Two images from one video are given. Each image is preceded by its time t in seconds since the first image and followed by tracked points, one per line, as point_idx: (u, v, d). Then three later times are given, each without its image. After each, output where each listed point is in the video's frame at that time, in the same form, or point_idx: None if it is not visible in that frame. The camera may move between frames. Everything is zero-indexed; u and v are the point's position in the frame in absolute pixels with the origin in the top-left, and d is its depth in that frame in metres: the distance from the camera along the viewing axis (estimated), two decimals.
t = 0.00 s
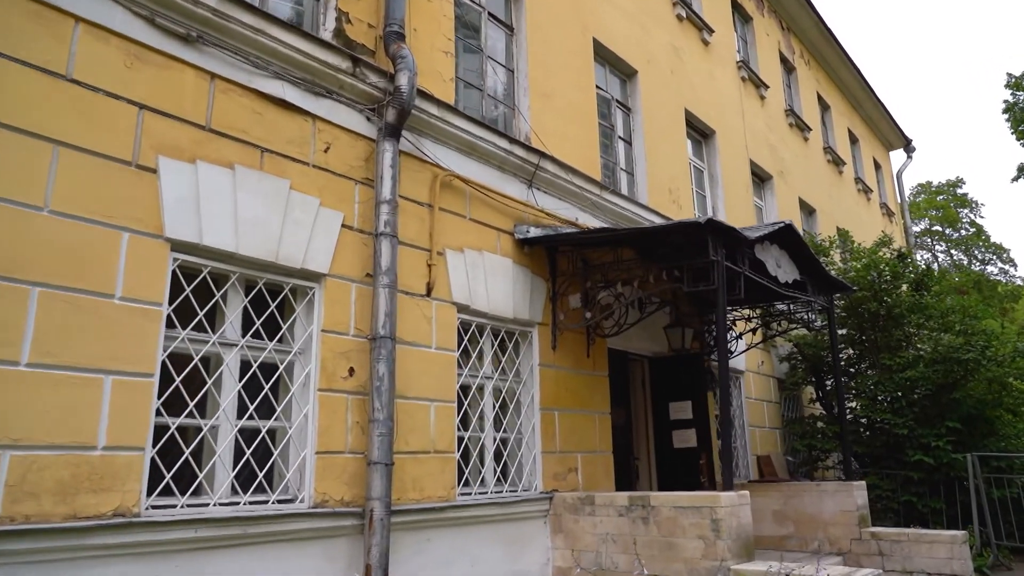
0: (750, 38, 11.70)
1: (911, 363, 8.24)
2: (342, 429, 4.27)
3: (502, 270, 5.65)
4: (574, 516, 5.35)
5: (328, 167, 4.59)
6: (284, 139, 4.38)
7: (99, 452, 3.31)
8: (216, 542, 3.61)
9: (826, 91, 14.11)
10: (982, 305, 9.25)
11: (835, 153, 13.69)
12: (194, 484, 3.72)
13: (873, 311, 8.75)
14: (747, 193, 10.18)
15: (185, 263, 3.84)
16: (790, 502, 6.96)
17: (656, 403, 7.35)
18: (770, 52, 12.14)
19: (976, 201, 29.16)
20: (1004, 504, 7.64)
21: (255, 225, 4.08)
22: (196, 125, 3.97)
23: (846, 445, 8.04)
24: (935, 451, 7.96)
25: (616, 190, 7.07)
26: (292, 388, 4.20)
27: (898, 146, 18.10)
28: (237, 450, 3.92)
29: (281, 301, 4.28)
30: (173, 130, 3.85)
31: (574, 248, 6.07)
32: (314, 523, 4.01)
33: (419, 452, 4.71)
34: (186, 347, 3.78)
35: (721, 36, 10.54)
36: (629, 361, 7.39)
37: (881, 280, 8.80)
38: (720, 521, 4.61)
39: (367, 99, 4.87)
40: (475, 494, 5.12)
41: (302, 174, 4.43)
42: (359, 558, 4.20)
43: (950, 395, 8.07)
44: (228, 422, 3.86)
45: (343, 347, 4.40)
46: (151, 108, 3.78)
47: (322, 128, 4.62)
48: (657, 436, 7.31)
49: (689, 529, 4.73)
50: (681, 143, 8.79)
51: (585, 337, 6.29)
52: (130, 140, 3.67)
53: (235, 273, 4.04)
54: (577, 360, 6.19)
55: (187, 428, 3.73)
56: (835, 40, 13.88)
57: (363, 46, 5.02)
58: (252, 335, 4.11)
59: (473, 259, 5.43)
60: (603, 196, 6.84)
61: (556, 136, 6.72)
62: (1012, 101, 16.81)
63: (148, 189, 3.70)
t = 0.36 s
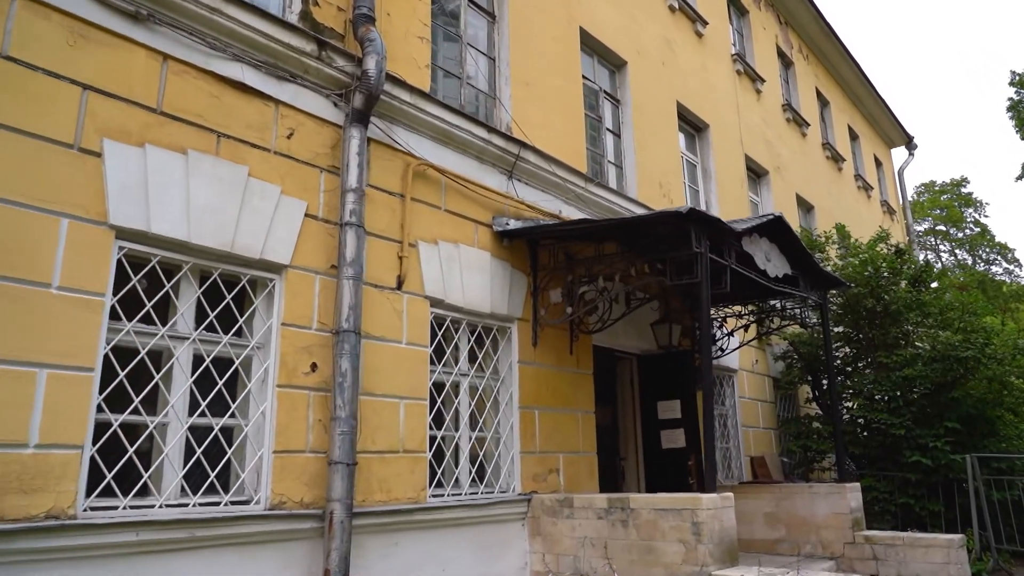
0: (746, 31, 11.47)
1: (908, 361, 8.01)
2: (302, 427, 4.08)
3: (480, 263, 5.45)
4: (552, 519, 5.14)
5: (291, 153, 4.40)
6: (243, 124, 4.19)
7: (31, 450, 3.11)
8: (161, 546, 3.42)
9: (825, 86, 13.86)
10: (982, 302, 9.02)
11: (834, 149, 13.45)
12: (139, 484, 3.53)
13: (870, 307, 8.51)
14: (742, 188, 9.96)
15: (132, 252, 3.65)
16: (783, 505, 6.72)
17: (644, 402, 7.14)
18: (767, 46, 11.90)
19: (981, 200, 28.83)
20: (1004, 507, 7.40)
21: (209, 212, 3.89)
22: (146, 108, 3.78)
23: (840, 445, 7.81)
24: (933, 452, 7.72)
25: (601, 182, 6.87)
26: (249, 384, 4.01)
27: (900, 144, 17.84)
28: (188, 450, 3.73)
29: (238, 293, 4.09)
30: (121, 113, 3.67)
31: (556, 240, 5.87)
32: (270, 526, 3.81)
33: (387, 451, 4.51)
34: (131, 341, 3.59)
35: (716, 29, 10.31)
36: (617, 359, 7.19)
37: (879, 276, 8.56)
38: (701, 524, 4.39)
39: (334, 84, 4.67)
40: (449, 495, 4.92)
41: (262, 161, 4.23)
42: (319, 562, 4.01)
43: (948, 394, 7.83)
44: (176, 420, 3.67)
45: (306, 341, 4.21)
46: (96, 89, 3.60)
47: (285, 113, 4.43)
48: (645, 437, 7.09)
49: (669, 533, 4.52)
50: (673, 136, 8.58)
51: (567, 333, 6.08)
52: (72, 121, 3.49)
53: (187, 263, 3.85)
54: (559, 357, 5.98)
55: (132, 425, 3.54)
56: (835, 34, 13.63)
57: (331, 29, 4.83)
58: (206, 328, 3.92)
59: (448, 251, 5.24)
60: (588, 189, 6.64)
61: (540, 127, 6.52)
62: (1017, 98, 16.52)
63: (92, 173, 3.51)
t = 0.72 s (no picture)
0: (747, 22, 11.21)
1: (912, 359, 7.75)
2: (263, 428, 3.89)
3: (460, 258, 5.24)
4: (535, 523, 4.93)
5: (255, 141, 4.21)
6: (203, 110, 4.00)
7: None
8: (105, 553, 3.23)
9: (829, 79, 13.57)
10: (989, 297, 8.76)
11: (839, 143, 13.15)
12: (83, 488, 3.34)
13: (873, 303, 8.22)
14: (743, 182, 9.70)
15: (79, 243, 3.46)
16: (780, 508, 6.47)
17: (636, 401, 6.92)
18: (770, 38, 11.63)
19: (993, 196, 28.34)
20: (1014, 510, 7.13)
21: (162, 201, 3.70)
22: (96, 92, 3.59)
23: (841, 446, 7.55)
24: (938, 453, 7.44)
25: (591, 174, 6.65)
26: (207, 382, 3.82)
27: (908, 138, 17.49)
28: (139, 451, 3.54)
29: (196, 286, 3.90)
30: (68, 96, 3.48)
31: (541, 234, 5.66)
32: (227, 532, 3.62)
33: (358, 453, 4.32)
34: (77, 336, 3.40)
35: (715, 19, 10.06)
36: (609, 357, 6.96)
37: (882, 271, 8.27)
38: (686, 531, 4.17)
39: (302, 70, 4.48)
40: (426, 498, 4.72)
41: (223, 149, 4.04)
42: (281, 570, 3.81)
43: (954, 394, 7.58)
44: (126, 419, 3.49)
45: (269, 338, 4.03)
46: (40, 71, 3.42)
47: (249, 100, 4.23)
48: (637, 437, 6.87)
49: (653, 539, 4.29)
50: (669, 128, 8.35)
51: (553, 330, 5.87)
52: (12, 105, 3.30)
53: (140, 255, 3.66)
54: (545, 354, 5.77)
55: (76, 426, 3.35)
56: (839, 25, 13.33)
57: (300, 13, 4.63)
58: (161, 324, 3.73)
59: (426, 244, 5.04)
60: (577, 180, 6.42)
61: (527, 116, 6.30)
62: None
63: (33, 160, 3.33)
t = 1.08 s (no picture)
0: (749, 13, 10.96)
1: (917, 355, 7.52)
2: (224, 426, 3.73)
3: (439, 250, 5.06)
4: (516, 525, 4.74)
5: (218, 128, 4.04)
6: (161, 95, 3.84)
7: None
8: (48, 557, 3.07)
9: (835, 71, 13.29)
10: (997, 291, 8.54)
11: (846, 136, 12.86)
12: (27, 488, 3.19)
13: (876, 298, 7.98)
14: (744, 175, 9.46)
15: (24, 232, 3.31)
16: (778, 510, 6.24)
17: (629, 400, 6.72)
18: (773, 28, 11.38)
19: (1007, 192, 27.83)
20: None
21: (116, 189, 3.55)
22: (44, 75, 3.44)
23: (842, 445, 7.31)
24: (944, 453, 7.19)
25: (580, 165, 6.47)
26: (164, 379, 3.67)
27: (918, 132, 17.13)
28: (89, 450, 3.39)
29: (153, 279, 3.75)
30: (13, 79, 3.33)
31: (525, 226, 5.48)
32: (182, 534, 3.46)
33: (327, 452, 4.15)
34: (22, 330, 3.25)
35: (715, 8, 9.83)
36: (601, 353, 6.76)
37: (885, 265, 8.03)
38: (670, 534, 3.96)
39: (269, 55, 4.31)
40: (402, 499, 4.55)
41: (183, 136, 3.89)
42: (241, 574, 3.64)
43: (962, 391, 7.35)
44: (74, 417, 3.33)
45: (232, 332, 3.87)
46: None
47: (213, 86, 4.07)
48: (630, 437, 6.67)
49: (636, 543, 4.09)
50: (665, 120, 8.14)
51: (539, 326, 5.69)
52: None
53: (91, 245, 3.51)
54: (531, 350, 5.59)
55: (20, 423, 3.20)
56: (845, 16, 13.04)
57: None
58: (114, 317, 3.58)
59: (404, 236, 4.86)
60: (565, 172, 6.23)
61: (513, 106, 6.12)
62: None
63: None
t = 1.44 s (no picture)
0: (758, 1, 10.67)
1: (935, 351, 7.23)
2: (191, 428, 3.58)
3: (426, 245, 4.89)
4: (505, 530, 4.56)
5: (187, 119, 3.90)
6: (126, 86, 3.70)
7: None
8: None
9: (850, 60, 12.94)
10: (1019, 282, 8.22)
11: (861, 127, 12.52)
12: None
13: (890, 291, 7.68)
14: (753, 167, 9.19)
15: None
16: (786, 513, 6.00)
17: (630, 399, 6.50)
18: (784, 17, 11.07)
19: None
20: None
21: (76, 182, 3.41)
22: None
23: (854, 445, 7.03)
24: (963, 453, 6.90)
25: (577, 157, 6.27)
26: (128, 379, 3.53)
27: (938, 122, 16.68)
28: (46, 454, 3.25)
29: (117, 275, 3.61)
30: None
31: (517, 219, 5.30)
32: (144, 541, 3.31)
33: (303, 455, 3.99)
34: None
35: None
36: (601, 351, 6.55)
37: (900, 257, 7.72)
38: (661, 540, 3.75)
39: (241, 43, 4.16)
40: (385, 503, 4.38)
41: (149, 127, 3.75)
42: None
43: (982, 387, 7.06)
44: (29, 419, 3.19)
45: (200, 330, 3.72)
46: None
47: (181, 75, 3.93)
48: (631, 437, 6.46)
49: (626, 549, 3.88)
50: (669, 111, 7.91)
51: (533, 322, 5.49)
52: None
53: (49, 240, 3.37)
54: (525, 348, 5.40)
55: None
56: (860, 4, 12.69)
57: None
58: (75, 315, 3.44)
59: (387, 230, 4.69)
60: (560, 163, 6.04)
61: (506, 96, 5.93)
62: None
63: None
